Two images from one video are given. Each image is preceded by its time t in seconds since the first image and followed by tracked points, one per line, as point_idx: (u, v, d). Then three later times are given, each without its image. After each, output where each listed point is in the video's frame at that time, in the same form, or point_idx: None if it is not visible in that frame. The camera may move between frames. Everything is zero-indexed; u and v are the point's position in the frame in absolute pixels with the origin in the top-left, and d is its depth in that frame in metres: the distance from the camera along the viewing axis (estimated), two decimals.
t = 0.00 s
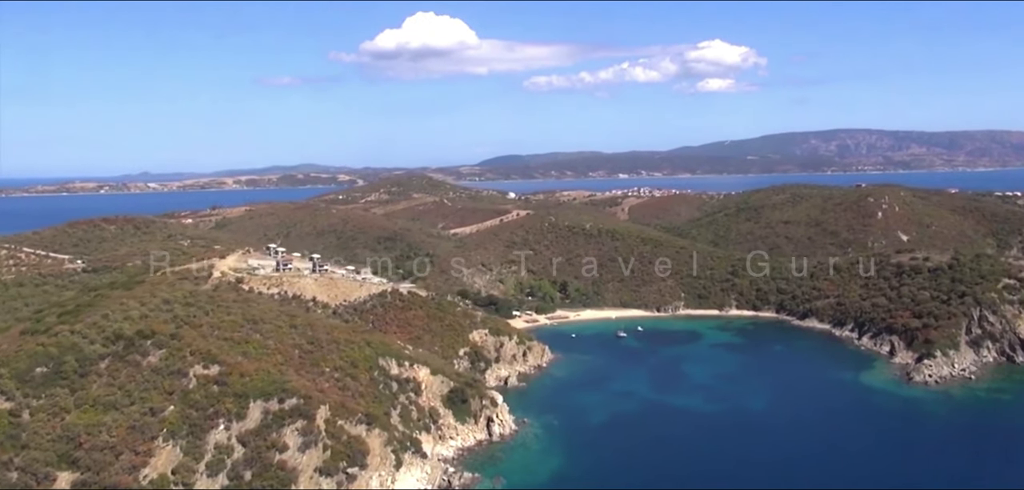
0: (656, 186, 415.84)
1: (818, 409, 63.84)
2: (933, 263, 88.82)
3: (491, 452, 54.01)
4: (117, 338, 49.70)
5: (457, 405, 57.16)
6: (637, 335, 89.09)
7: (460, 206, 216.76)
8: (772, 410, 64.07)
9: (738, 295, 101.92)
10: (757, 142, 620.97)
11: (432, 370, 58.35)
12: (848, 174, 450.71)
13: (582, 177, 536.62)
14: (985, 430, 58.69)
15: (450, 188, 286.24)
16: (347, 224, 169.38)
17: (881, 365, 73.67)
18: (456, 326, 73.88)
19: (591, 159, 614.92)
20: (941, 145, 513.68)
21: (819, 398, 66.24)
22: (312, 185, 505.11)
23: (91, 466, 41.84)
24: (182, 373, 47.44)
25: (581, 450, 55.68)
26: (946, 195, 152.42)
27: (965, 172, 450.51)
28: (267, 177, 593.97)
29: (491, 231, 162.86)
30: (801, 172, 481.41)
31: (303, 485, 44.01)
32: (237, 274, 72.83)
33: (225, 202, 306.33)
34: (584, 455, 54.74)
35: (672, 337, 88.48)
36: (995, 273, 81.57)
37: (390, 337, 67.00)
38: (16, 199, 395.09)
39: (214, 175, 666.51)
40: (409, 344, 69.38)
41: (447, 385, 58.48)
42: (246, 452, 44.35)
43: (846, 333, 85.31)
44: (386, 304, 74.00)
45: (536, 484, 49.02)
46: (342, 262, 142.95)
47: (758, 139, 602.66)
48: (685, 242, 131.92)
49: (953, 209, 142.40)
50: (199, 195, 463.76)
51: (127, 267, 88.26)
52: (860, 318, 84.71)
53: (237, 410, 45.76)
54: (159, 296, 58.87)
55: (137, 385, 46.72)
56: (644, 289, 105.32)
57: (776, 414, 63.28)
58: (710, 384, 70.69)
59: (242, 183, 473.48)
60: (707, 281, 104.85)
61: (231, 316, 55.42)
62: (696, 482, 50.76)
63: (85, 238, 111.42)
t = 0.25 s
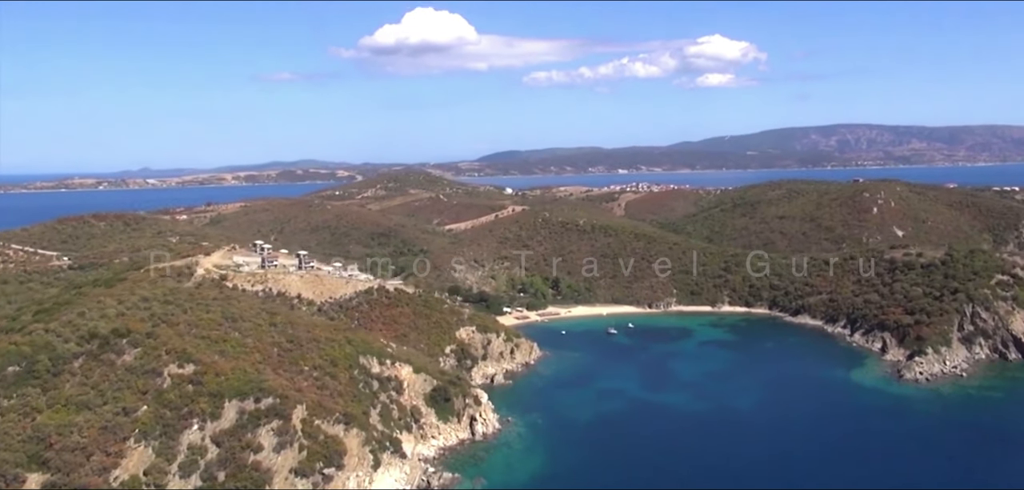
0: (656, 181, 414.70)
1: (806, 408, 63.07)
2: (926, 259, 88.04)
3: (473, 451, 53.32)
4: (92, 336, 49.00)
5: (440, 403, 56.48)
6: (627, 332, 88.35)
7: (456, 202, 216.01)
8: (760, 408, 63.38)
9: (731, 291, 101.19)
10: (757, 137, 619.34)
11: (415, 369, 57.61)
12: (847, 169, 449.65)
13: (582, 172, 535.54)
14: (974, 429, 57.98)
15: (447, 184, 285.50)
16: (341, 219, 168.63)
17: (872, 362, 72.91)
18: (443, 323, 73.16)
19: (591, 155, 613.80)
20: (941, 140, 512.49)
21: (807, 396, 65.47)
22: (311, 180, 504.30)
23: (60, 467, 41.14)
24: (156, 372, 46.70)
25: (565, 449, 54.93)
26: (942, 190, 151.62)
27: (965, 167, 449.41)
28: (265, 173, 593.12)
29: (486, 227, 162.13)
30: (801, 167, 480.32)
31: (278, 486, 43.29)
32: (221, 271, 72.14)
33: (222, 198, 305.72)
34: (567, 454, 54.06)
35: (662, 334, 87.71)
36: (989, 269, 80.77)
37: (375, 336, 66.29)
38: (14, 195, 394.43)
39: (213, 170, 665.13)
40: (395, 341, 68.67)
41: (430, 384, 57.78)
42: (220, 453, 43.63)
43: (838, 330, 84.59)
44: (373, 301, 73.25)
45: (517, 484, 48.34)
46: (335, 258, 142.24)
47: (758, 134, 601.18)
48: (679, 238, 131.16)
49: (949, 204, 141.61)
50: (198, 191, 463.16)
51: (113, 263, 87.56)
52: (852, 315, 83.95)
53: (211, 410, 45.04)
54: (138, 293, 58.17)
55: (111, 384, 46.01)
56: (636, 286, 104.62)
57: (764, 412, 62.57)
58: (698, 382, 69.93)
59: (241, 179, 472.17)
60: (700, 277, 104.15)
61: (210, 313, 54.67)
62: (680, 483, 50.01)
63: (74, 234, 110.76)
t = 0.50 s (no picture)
0: (656, 178, 413.48)
1: (798, 407, 62.44)
2: (921, 256, 87.37)
3: (458, 452, 52.77)
4: (72, 336, 48.48)
5: (427, 403, 55.95)
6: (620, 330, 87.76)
7: (453, 199, 215.26)
8: (752, 407, 62.71)
9: (725, 289, 100.57)
10: (757, 133, 617.87)
11: (401, 368, 57.08)
12: (848, 165, 448.33)
13: (582, 169, 534.38)
14: (967, 428, 57.41)
15: (445, 181, 284.71)
16: (337, 217, 168.03)
17: (866, 360, 72.30)
18: (433, 322, 72.58)
19: (591, 152, 612.63)
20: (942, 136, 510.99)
21: (800, 395, 64.80)
22: (310, 178, 503.57)
23: (36, 469, 40.63)
24: (136, 373, 46.17)
25: (553, 449, 54.39)
26: (940, 186, 150.83)
27: (966, 163, 448.04)
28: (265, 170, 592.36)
29: (482, 224, 161.45)
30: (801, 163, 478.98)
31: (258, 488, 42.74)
32: (208, 270, 71.59)
33: (220, 195, 304.88)
34: (555, 454, 53.50)
35: (655, 331, 87.10)
36: (984, 266, 80.10)
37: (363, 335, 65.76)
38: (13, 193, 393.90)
39: (213, 168, 664.36)
40: (383, 340, 68.12)
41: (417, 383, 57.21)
42: (199, 454, 43.08)
43: (832, 328, 83.97)
44: (362, 300, 72.70)
45: (502, 485, 47.81)
46: (330, 256, 141.64)
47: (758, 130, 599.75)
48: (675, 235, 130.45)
49: (947, 201, 140.79)
50: (197, 188, 462.34)
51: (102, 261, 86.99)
52: (846, 313, 83.32)
53: (191, 410, 44.52)
54: (121, 292, 57.61)
55: (90, 385, 45.51)
56: (630, 283, 104.03)
57: (756, 411, 61.93)
58: (690, 381, 69.28)
59: (241, 177, 471.48)
60: (694, 275, 103.56)
61: (193, 312, 54.12)
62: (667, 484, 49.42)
63: (65, 232, 110.21)
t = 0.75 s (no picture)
0: (656, 174, 412.49)
1: (788, 406, 61.63)
2: (915, 253, 86.52)
3: (439, 453, 52.05)
4: (45, 337, 47.81)
5: (409, 403, 55.20)
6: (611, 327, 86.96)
7: (450, 196, 214.43)
8: (740, 406, 61.92)
9: (718, 286, 99.81)
10: (757, 129, 616.23)
11: (383, 368, 56.39)
12: (849, 161, 447.16)
13: (581, 165, 533.35)
14: (958, 427, 56.65)
15: (443, 177, 283.83)
16: (331, 214, 167.33)
17: (857, 358, 71.48)
18: (419, 320, 71.81)
19: (591, 148, 611.37)
20: (942, 132, 509.99)
21: (790, 394, 64.02)
22: (309, 174, 502.66)
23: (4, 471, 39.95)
24: (109, 374, 45.48)
25: (536, 449, 53.63)
26: (937, 182, 149.87)
27: (966, 158, 446.79)
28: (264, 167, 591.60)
29: (477, 220, 160.61)
30: (801, 159, 477.72)
31: None
32: (192, 268, 70.88)
33: (217, 192, 304.16)
34: (537, 454, 52.79)
35: (646, 329, 86.30)
36: (977, 263, 79.24)
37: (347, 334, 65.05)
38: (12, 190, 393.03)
39: (213, 165, 663.77)
40: (368, 339, 67.39)
41: (399, 382, 56.45)
42: (172, 456, 42.35)
43: (825, 325, 83.16)
44: (347, 298, 71.94)
45: (482, 486, 47.09)
46: (323, 253, 140.91)
47: (758, 126, 598.16)
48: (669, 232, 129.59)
49: (943, 197, 139.80)
50: (195, 185, 461.67)
51: (88, 259, 86.27)
52: (838, 310, 82.47)
53: (164, 412, 43.82)
54: (100, 290, 56.87)
55: (61, 386, 44.87)
56: (623, 280, 103.26)
57: (744, 410, 61.14)
58: (679, 379, 68.49)
59: (240, 174, 470.68)
60: (687, 272, 102.75)
61: (170, 311, 53.34)
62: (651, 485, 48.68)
63: (55, 230, 109.52)
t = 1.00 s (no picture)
0: (655, 172, 411.69)
1: (779, 406, 61.12)
2: (909, 250, 85.93)
3: (425, 454, 51.50)
4: (23, 338, 47.21)
5: (395, 404, 54.61)
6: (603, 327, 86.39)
7: (447, 194, 213.76)
8: (731, 406, 61.37)
9: (712, 285, 99.20)
10: (757, 126, 615.08)
11: (369, 368, 55.80)
12: (848, 158, 446.08)
13: (581, 163, 532.41)
14: (951, 427, 56.12)
15: (440, 175, 283.04)
16: (326, 212, 166.69)
17: (849, 357, 70.88)
18: (408, 320, 71.24)
19: (590, 146, 610.54)
20: (943, 129, 508.93)
21: (782, 394, 63.50)
22: (308, 172, 501.83)
23: None
24: (87, 375, 44.96)
25: (523, 451, 53.09)
26: (934, 179, 149.13)
27: (967, 155, 445.81)
28: (264, 165, 590.79)
29: (472, 219, 159.95)
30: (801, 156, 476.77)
31: None
32: (179, 268, 70.32)
33: (215, 190, 303.35)
34: (525, 456, 52.26)
35: (639, 328, 85.73)
36: (972, 261, 78.60)
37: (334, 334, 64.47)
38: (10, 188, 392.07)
39: (213, 163, 663.40)
40: (356, 339, 66.82)
41: (385, 383, 55.85)
42: (150, 459, 41.79)
43: (818, 324, 82.59)
44: (336, 297, 71.34)
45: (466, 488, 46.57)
46: (318, 251, 140.31)
47: (758, 123, 596.99)
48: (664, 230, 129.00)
49: (941, 194, 139.13)
50: (194, 184, 461.00)
51: (77, 258, 85.67)
52: (832, 309, 81.89)
53: (143, 414, 43.23)
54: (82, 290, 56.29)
55: (39, 388, 44.37)
56: (616, 279, 102.69)
57: (735, 410, 60.58)
58: (670, 379, 67.94)
59: (239, 172, 469.93)
60: (681, 270, 102.17)
61: (153, 311, 52.74)
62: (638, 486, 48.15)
63: (45, 229, 108.95)
